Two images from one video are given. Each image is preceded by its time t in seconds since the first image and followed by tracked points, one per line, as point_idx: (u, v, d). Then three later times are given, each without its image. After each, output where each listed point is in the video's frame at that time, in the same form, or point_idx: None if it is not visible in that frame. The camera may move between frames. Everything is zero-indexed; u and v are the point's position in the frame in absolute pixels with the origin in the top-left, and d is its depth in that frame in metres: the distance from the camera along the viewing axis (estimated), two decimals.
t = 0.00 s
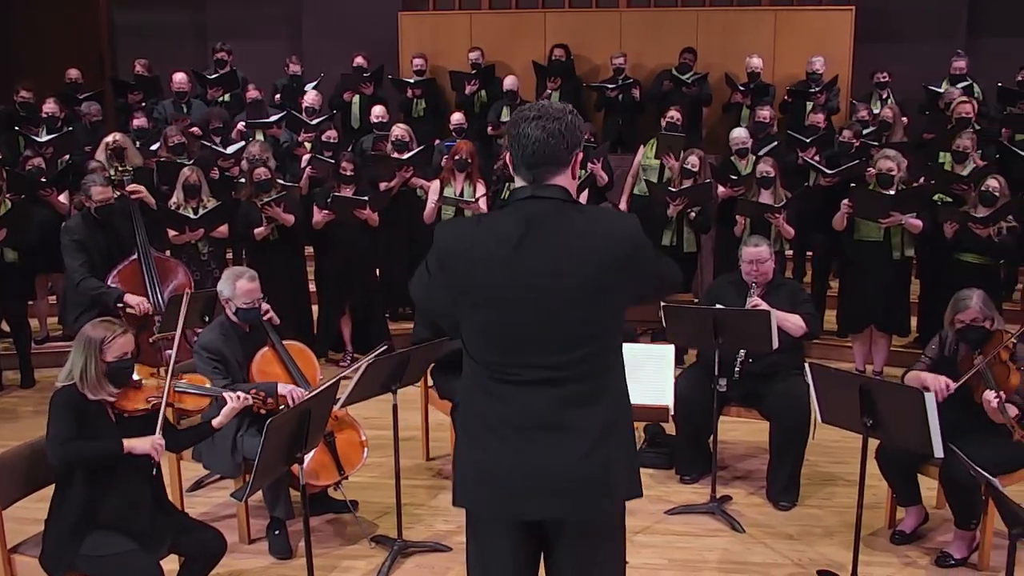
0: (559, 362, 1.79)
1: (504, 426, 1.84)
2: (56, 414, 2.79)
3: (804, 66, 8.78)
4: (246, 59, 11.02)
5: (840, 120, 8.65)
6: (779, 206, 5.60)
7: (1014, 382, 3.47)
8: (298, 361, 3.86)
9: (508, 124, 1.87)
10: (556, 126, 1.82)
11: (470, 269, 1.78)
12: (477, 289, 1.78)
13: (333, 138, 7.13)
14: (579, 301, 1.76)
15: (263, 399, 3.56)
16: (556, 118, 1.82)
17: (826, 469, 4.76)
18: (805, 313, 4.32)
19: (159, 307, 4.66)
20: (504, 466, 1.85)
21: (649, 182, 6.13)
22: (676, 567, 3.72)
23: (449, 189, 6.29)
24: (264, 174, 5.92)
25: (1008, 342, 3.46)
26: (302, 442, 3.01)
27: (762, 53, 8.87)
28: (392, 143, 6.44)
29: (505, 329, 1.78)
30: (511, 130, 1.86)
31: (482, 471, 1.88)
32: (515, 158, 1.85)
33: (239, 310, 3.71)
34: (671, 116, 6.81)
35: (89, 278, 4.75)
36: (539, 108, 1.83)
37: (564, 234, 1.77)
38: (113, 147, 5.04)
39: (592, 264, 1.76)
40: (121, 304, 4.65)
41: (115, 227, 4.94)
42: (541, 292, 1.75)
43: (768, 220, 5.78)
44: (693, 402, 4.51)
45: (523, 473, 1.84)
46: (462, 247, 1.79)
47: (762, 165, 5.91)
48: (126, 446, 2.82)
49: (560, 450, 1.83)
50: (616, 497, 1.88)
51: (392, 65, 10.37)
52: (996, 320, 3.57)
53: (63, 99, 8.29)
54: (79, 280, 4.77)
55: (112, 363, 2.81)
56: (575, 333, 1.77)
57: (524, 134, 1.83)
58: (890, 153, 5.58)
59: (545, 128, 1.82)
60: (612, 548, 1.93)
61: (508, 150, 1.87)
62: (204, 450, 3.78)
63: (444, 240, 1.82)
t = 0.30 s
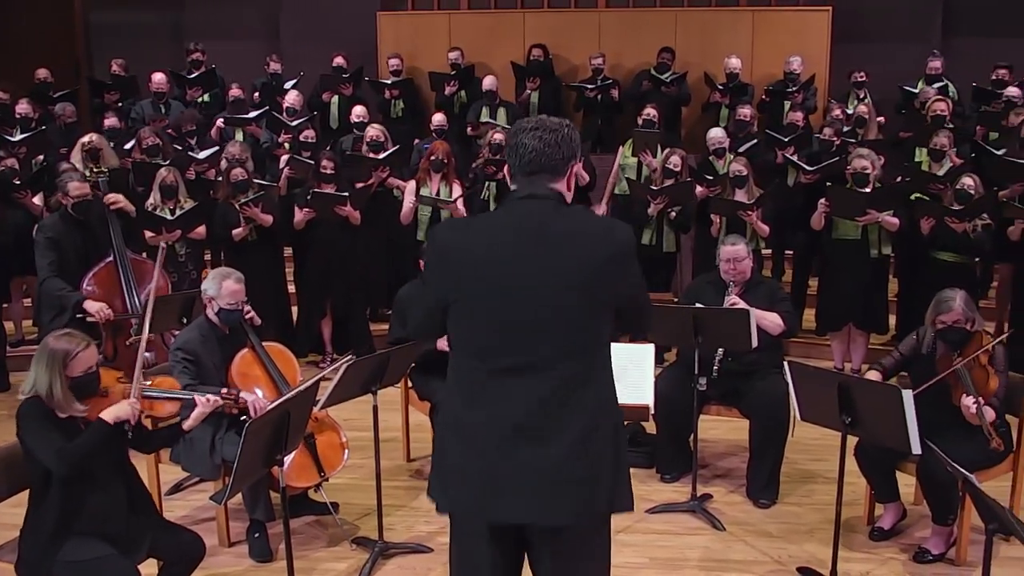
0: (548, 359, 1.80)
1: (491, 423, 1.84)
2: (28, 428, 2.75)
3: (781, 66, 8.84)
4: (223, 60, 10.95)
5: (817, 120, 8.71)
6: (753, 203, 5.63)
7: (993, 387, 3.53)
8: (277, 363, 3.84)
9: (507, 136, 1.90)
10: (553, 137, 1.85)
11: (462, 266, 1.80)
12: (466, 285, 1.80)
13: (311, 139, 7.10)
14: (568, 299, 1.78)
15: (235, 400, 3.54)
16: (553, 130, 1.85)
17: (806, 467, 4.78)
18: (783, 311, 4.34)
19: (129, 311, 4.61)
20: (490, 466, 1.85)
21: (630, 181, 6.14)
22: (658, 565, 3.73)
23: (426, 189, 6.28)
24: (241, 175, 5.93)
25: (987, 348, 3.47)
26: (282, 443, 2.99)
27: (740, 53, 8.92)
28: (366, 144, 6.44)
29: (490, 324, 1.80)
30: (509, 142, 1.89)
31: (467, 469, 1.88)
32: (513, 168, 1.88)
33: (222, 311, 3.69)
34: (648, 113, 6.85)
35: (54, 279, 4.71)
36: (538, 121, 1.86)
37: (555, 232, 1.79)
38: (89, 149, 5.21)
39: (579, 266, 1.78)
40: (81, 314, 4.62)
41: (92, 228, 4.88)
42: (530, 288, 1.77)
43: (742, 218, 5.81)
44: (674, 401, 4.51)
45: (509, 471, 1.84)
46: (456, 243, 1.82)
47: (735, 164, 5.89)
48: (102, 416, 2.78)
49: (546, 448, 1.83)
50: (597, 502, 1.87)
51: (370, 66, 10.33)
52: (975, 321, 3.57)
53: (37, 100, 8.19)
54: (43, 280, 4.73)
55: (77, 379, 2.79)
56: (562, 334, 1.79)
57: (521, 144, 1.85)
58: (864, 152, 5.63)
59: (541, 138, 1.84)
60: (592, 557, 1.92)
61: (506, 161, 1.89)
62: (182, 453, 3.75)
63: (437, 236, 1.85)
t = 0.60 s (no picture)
0: (538, 363, 1.80)
1: (481, 425, 1.84)
2: None
3: (756, 66, 8.90)
4: (197, 60, 10.85)
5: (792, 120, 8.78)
6: (723, 202, 5.66)
7: (961, 379, 3.61)
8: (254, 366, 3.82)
9: (491, 130, 1.89)
10: (536, 131, 1.84)
11: (452, 266, 1.80)
12: (456, 286, 1.80)
13: (286, 139, 7.05)
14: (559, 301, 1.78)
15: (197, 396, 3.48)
16: (537, 124, 1.84)
17: (783, 464, 4.81)
18: (758, 308, 4.36)
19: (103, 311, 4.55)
20: (480, 469, 1.84)
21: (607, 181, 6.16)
22: (637, 564, 3.74)
23: (399, 190, 6.26)
24: (214, 176, 5.84)
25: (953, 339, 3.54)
26: (259, 446, 2.97)
27: (715, 53, 8.97)
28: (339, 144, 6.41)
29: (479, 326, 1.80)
30: (492, 137, 1.88)
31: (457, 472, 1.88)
32: (498, 164, 1.87)
33: (199, 316, 3.63)
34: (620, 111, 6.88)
35: (34, 278, 4.60)
36: (520, 114, 1.85)
37: (545, 235, 1.79)
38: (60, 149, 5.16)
39: (567, 267, 1.78)
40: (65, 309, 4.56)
41: (65, 232, 4.80)
42: (520, 290, 1.77)
43: (713, 216, 5.83)
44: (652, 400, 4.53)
45: (499, 475, 1.83)
46: (446, 244, 1.83)
47: (706, 164, 5.91)
48: (59, 428, 2.76)
49: (536, 452, 1.82)
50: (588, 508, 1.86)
51: (347, 66, 10.28)
52: (939, 316, 3.62)
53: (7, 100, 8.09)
54: (23, 279, 4.61)
55: (27, 386, 2.74)
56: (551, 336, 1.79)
57: (505, 139, 1.85)
58: (836, 151, 5.68)
59: (524, 134, 1.83)
60: (585, 561, 1.90)
61: (490, 155, 1.89)
62: (156, 456, 3.71)
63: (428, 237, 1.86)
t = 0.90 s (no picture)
0: (525, 364, 1.79)
1: (470, 425, 1.84)
2: None
3: (731, 66, 8.95)
4: (171, 60, 10.76)
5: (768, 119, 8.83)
6: (697, 201, 5.68)
7: (934, 370, 3.64)
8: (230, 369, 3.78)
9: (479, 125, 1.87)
10: (526, 129, 1.82)
11: (436, 268, 1.79)
12: (442, 288, 1.79)
13: (261, 140, 7.02)
14: (545, 302, 1.76)
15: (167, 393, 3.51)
16: (525, 122, 1.82)
17: (761, 462, 4.84)
18: (734, 307, 4.38)
19: (77, 317, 4.48)
20: (468, 469, 1.85)
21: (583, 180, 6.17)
22: (616, 563, 3.74)
23: (373, 193, 6.24)
24: (190, 176, 5.80)
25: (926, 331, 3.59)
26: (236, 449, 2.95)
27: (690, 53, 9.01)
28: (313, 145, 6.37)
29: (467, 328, 1.78)
30: (480, 133, 1.86)
31: (446, 472, 1.88)
32: (486, 162, 1.86)
33: (174, 319, 3.60)
34: (592, 113, 6.92)
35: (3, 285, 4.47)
36: (509, 111, 1.83)
37: (530, 235, 1.78)
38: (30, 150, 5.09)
39: (554, 267, 1.76)
40: (35, 318, 4.47)
41: (38, 236, 4.71)
42: (505, 292, 1.76)
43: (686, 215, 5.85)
44: (630, 400, 4.52)
45: (488, 476, 1.83)
46: (430, 245, 1.81)
47: (681, 163, 5.94)
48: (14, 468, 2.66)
49: (525, 452, 1.82)
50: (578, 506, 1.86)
51: (323, 66, 10.23)
52: (911, 311, 3.71)
53: None
54: None
55: None
56: (539, 337, 1.78)
57: (492, 137, 1.83)
58: (809, 150, 5.75)
59: (514, 132, 1.82)
60: (575, 554, 1.91)
61: (478, 152, 1.88)
62: (132, 459, 3.67)
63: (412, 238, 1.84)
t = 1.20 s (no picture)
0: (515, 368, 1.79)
1: (459, 429, 1.83)
2: None
3: (705, 66, 9.00)
4: (142, 60, 10.64)
5: (741, 119, 8.89)
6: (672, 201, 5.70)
7: (910, 361, 3.68)
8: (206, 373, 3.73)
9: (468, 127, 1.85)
10: (516, 132, 1.81)
11: (428, 272, 1.78)
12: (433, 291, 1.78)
13: (235, 140, 6.93)
14: (537, 308, 1.76)
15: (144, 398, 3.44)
16: (515, 124, 1.80)
17: (737, 460, 4.87)
18: (709, 305, 4.40)
19: (44, 323, 4.46)
20: (458, 473, 1.84)
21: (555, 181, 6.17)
22: (594, 562, 3.74)
23: (346, 193, 6.22)
24: (164, 177, 5.73)
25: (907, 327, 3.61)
26: (210, 452, 2.92)
27: (664, 53, 9.04)
28: (287, 145, 6.31)
29: (458, 331, 1.78)
30: (468, 135, 1.84)
31: (434, 476, 1.87)
32: (475, 164, 1.84)
33: (144, 314, 3.58)
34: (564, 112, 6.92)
35: None
36: (498, 115, 1.81)
37: (522, 239, 1.77)
38: None
39: (545, 272, 1.76)
40: None
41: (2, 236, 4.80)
42: (496, 297, 1.75)
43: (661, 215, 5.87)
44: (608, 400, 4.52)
45: (477, 480, 1.82)
46: (422, 249, 1.80)
47: (657, 163, 5.97)
48: None
49: (516, 456, 1.81)
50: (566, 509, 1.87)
51: (297, 66, 10.18)
52: (896, 307, 3.71)
53: None
54: None
55: None
56: (530, 341, 1.77)
57: (483, 140, 1.81)
58: (785, 150, 5.78)
59: (504, 135, 1.80)
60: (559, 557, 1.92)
61: (467, 154, 1.85)
62: (103, 464, 3.62)
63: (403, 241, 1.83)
